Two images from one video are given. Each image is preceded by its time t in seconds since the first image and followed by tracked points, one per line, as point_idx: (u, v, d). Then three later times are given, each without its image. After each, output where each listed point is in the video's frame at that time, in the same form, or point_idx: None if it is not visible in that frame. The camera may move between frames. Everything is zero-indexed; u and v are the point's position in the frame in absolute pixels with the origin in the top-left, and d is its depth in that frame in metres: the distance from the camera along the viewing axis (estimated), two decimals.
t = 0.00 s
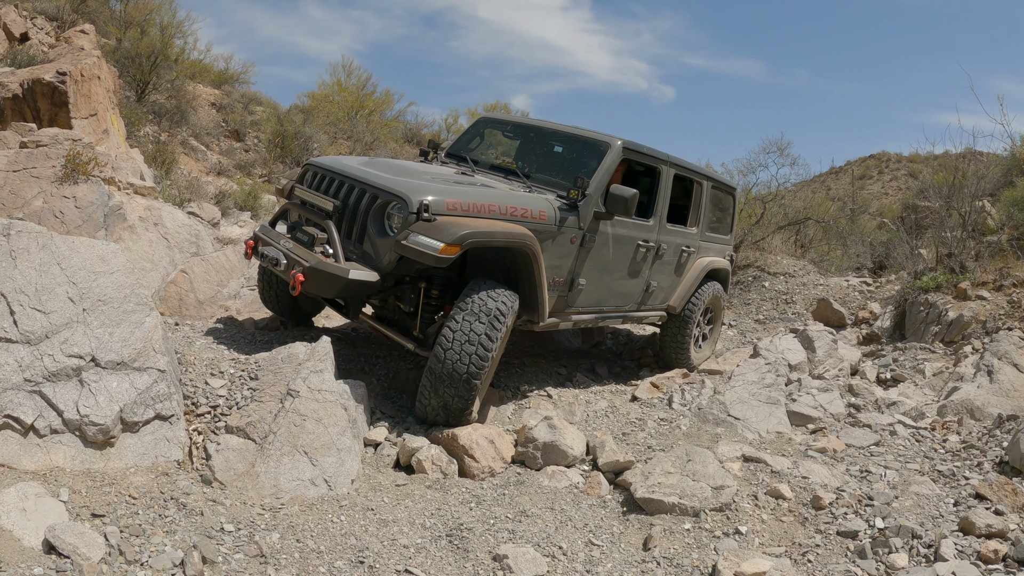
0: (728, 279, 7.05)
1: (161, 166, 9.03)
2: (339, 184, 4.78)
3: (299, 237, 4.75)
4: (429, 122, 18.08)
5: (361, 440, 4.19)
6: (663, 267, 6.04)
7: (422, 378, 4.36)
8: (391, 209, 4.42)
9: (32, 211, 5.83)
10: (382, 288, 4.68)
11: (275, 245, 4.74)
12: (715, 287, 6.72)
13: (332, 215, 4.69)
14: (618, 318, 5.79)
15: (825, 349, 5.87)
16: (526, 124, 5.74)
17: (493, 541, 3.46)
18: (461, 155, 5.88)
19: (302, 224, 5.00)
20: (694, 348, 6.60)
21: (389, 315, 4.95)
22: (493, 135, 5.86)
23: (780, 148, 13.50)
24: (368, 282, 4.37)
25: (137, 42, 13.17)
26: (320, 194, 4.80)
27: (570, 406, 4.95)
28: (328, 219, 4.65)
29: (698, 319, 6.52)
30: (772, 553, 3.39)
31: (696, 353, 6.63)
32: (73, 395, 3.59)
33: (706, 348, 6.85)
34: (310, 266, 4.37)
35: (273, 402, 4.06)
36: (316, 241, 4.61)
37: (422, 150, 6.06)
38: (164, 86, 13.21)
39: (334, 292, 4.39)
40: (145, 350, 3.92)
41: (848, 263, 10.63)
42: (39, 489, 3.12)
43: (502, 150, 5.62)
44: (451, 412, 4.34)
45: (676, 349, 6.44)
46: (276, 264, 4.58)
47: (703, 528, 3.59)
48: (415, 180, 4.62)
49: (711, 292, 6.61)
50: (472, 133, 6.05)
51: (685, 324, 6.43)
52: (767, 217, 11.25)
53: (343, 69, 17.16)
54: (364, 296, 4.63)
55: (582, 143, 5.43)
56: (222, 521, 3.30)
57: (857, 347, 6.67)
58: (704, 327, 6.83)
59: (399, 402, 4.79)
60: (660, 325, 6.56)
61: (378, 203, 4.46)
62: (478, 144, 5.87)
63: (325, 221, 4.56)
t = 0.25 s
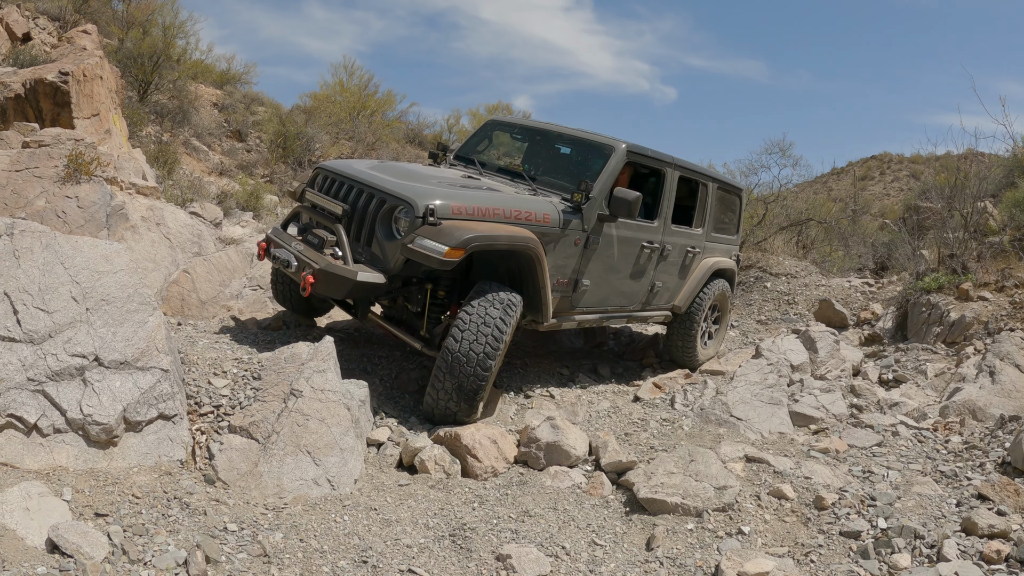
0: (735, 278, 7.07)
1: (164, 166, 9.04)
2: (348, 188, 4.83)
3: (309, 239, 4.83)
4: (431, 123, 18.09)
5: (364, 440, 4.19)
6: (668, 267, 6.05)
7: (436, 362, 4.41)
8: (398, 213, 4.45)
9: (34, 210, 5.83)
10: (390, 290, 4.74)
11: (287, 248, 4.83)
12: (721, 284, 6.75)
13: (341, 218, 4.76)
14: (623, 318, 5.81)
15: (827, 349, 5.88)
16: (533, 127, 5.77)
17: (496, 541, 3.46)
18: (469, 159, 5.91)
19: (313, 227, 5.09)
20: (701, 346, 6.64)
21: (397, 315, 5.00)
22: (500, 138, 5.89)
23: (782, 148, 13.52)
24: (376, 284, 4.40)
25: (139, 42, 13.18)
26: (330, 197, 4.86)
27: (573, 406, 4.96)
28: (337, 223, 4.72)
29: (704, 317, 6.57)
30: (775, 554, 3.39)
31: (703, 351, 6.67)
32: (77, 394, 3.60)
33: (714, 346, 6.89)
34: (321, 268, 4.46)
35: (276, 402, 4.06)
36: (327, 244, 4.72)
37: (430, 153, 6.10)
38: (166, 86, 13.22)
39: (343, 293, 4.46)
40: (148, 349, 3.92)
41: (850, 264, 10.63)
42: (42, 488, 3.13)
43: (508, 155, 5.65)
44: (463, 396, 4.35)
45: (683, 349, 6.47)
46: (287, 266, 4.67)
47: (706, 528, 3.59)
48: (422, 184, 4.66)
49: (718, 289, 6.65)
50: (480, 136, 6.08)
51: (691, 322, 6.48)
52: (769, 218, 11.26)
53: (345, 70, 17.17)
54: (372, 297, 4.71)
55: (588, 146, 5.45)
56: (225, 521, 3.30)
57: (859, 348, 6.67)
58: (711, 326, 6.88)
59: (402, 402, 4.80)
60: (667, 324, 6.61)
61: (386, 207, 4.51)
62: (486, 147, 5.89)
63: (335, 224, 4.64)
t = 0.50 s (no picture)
0: (740, 275, 7.10)
1: (165, 166, 9.05)
2: (353, 188, 4.90)
3: (317, 239, 4.92)
4: (432, 124, 18.11)
5: (365, 440, 4.19)
6: (671, 263, 6.08)
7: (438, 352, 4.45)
8: (401, 210, 4.51)
9: (35, 211, 5.84)
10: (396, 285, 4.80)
11: (296, 247, 4.89)
12: (726, 282, 6.77)
13: (347, 218, 4.80)
14: (627, 314, 5.83)
15: (829, 350, 5.88)
16: (535, 129, 5.78)
17: (498, 541, 3.46)
18: (473, 162, 5.92)
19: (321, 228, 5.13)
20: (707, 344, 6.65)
21: (404, 311, 5.05)
22: (504, 141, 5.91)
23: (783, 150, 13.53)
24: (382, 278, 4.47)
25: (140, 42, 13.19)
26: (336, 198, 4.93)
27: (574, 406, 4.97)
28: (343, 221, 4.75)
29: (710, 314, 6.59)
30: (777, 555, 3.40)
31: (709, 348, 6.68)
32: (79, 394, 3.60)
33: (721, 344, 6.90)
34: (328, 263, 4.52)
35: (278, 403, 4.07)
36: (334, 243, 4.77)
37: (436, 158, 6.12)
38: (168, 87, 13.24)
39: (349, 287, 4.52)
40: (150, 350, 3.93)
41: (851, 265, 10.64)
42: (44, 488, 3.13)
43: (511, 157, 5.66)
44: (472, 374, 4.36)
45: (689, 346, 6.48)
46: (296, 263, 4.74)
47: (707, 529, 3.60)
48: (426, 183, 4.72)
49: (724, 286, 6.68)
50: (484, 139, 6.09)
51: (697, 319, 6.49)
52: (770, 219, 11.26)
53: (346, 70, 17.19)
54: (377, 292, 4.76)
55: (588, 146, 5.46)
56: (227, 521, 3.31)
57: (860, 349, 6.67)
58: (717, 324, 6.89)
59: (403, 402, 4.79)
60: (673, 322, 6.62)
61: (390, 205, 4.57)
62: (490, 150, 5.90)
63: (342, 222, 4.69)
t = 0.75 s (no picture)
0: (744, 275, 7.12)
1: (166, 167, 9.06)
2: (349, 193, 4.95)
3: (320, 242, 4.97)
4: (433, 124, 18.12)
5: (367, 441, 4.19)
6: (670, 262, 6.10)
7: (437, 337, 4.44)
8: (397, 211, 4.58)
9: (37, 211, 5.85)
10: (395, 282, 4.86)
11: (299, 249, 4.93)
12: (729, 281, 6.79)
13: (346, 220, 4.83)
14: (628, 312, 5.84)
15: (830, 352, 5.88)
16: (533, 136, 5.81)
17: (499, 543, 3.46)
18: (473, 170, 5.92)
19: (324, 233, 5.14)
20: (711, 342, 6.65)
21: (406, 309, 5.12)
22: (502, 149, 5.93)
23: (784, 151, 13.54)
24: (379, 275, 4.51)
25: (142, 43, 13.19)
26: (333, 202, 4.97)
27: (575, 408, 4.97)
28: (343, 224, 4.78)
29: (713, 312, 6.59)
30: (778, 557, 3.40)
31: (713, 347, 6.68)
32: (80, 396, 3.60)
33: (725, 345, 6.88)
34: (328, 261, 4.57)
35: (280, 404, 4.07)
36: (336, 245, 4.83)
37: (438, 168, 6.13)
38: (169, 87, 13.25)
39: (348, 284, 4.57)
40: (152, 351, 3.93)
41: (853, 266, 10.63)
42: (46, 490, 3.13)
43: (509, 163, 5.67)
44: (476, 346, 4.39)
45: (693, 343, 6.47)
46: (299, 265, 4.78)
47: (709, 531, 3.59)
48: (422, 185, 4.78)
49: (727, 285, 6.69)
50: (483, 150, 6.11)
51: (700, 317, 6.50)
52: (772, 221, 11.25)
53: (347, 71, 17.22)
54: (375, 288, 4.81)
55: (586, 149, 5.49)
56: (229, 523, 3.31)
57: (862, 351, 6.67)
58: (721, 324, 6.90)
59: (404, 403, 4.80)
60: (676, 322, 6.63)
61: (386, 205, 4.62)
62: (490, 158, 5.91)
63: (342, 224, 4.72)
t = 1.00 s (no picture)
0: (742, 268, 7.15)
1: (168, 168, 9.08)
2: (355, 192, 4.98)
3: (330, 240, 4.99)
4: (435, 125, 18.13)
5: (368, 442, 4.20)
6: (671, 253, 6.12)
7: (455, 318, 4.48)
8: (405, 203, 4.60)
9: (38, 212, 5.86)
10: (405, 275, 4.91)
11: (309, 247, 4.94)
12: (729, 275, 6.81)
13: (355, 217, 4.85)
14: (632, 303, 5.84)
15: (831, 353, 5.89)
16: (531, 138, 5.82)
17: (500, 544, 3.47)
18: (473, 174, 5.91)
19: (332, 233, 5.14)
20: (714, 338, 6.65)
21: (416, 305, 5.13)
22: (501, 152, 5.94)
23: (785, 152, 13.55)
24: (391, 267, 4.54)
25: (143, 44, 13.20)
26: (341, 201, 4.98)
27: (577, 409, 4.98)
28: (352, 220, 4.80)
29: (715, 306, 6.60)
30: (779, 558, 3.40)
31: (716, 342, 6.68)
32: (83, 396, 3.61)
33: (727, 342, 6.88)
34: (339, 254, 4.58)
35: (281, 405, 4.08)
36: (345, 241, 4.85)
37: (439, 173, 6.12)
38: (170, 88, 13.26)
39: (359, 276, 4.58)
40: (154, 352, 3.94)
41: (854, 267, 10.64)
42: (48, 491, 3.14)
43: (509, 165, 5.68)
44: (495, 327, 4.45)
45: (696, 337, 6.47)
46: (309, 262, 4.79)
47: (710, 532, 3.60)
48: (428, 181, 4.82)
49: (728, 280, 6.71)
50: (481, 154, 6.11)
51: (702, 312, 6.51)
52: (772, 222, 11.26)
53: (348, 72, 17.23)
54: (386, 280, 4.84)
55: (587, 147, 5.51)
56: (230, 523, 3.32)
57: (863, 351, 6.68)
58: (723, 320, 6.90)
59: (406, 403, 4.80)
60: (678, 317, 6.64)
61: (394, 199, 4.65)
62: (489, 162, 5.91)
63: (351, 220, 4.73)
